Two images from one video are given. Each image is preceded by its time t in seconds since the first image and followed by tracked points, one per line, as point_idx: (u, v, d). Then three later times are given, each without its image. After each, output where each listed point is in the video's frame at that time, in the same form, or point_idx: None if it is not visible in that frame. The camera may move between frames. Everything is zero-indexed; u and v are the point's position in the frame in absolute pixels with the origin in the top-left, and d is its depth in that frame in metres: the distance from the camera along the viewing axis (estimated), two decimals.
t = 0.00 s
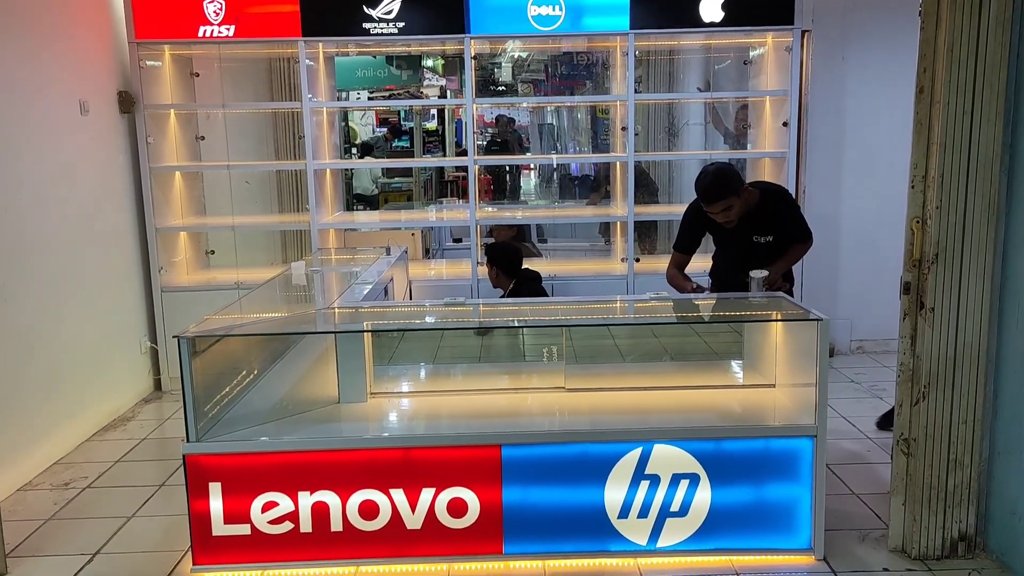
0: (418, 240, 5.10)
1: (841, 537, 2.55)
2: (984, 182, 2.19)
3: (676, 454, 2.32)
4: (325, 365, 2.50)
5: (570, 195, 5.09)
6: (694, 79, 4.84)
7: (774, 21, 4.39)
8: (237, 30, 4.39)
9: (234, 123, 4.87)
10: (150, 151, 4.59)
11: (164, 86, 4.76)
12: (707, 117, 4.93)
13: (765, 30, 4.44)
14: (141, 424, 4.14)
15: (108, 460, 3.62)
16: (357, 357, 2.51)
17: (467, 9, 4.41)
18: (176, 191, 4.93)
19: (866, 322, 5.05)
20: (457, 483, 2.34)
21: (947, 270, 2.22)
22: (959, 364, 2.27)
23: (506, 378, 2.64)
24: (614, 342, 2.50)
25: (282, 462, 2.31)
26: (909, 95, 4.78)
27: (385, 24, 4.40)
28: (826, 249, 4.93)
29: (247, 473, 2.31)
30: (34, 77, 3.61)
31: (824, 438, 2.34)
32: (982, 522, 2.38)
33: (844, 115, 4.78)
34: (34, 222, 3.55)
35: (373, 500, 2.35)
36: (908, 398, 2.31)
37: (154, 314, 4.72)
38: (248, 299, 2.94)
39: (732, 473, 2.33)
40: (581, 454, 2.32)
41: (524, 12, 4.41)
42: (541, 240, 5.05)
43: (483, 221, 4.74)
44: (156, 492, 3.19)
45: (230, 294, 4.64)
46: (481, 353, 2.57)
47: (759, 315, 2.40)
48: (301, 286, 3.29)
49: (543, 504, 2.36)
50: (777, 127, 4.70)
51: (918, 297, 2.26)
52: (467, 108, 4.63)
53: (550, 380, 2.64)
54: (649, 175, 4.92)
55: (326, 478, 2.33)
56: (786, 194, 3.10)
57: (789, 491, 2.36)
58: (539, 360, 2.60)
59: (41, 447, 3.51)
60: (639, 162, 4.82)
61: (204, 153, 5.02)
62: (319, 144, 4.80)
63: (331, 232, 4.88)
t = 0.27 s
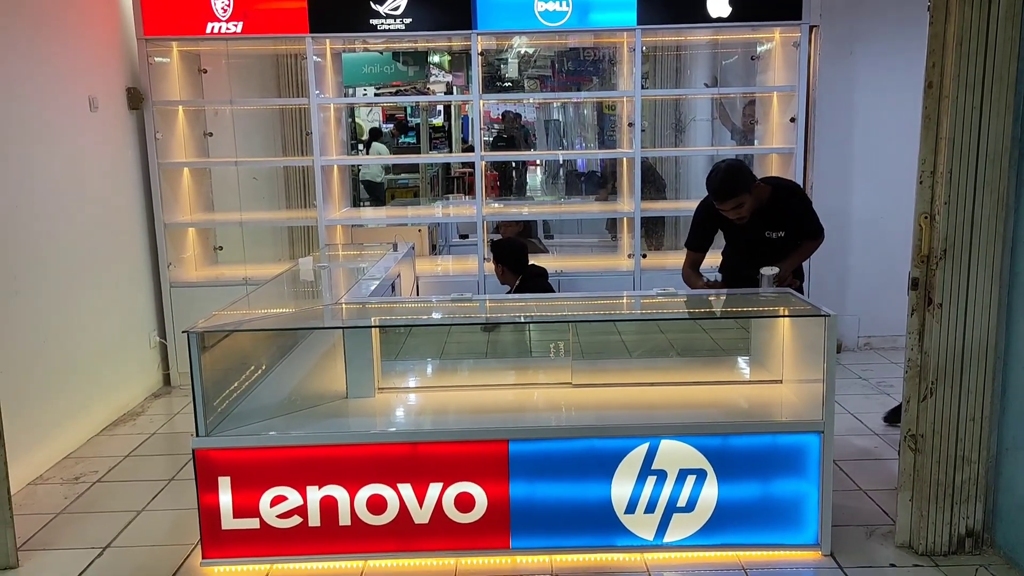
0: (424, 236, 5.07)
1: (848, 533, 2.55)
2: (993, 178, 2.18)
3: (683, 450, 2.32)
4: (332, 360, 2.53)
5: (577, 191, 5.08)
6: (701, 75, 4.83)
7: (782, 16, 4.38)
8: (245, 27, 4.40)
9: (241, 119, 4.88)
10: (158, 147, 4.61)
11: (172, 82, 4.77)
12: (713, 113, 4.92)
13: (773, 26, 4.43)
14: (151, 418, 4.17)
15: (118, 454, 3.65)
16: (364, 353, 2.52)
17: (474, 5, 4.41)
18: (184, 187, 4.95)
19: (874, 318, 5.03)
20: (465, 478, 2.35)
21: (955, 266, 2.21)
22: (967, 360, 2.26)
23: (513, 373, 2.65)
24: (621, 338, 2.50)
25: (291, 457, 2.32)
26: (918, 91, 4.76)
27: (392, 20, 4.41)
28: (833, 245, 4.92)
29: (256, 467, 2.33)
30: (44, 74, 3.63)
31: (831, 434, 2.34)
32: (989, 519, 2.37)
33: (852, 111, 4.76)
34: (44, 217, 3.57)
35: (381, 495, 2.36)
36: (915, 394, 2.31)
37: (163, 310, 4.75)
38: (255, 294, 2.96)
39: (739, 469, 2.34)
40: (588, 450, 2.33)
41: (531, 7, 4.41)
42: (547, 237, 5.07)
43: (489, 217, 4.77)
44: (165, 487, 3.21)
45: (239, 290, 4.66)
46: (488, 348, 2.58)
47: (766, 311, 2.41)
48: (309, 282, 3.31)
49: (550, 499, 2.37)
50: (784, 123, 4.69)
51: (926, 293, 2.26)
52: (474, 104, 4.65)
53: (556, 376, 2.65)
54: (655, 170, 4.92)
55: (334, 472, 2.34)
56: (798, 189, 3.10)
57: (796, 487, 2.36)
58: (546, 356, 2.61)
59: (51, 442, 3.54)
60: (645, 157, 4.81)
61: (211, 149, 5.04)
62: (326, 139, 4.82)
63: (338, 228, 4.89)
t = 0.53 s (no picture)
0: (432, 232, 5.10)
1: (857, 531, 2.54)
2: (1005, 174, 2.17)
3: (692, 446, 2.32)
4: (342, 356, 2.53)
5: (585, 187, 5.08)
6: (710, 71, 4.82)
7: (792, 12, 4.36)
8: (255, 23, 4.41)
9: (251, 115, 4.89)
10: (168, 143, 4.62)
11: (181, 79, 4.79)
12: (722, 109, 4.91)
13: (784, 21, 4.41)
14: (161, 413, 4.19)
15: (128, 449, 3.67)
16: (374, 349, 2.53)
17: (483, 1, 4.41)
18: (193, 183, 4.96)
19: (883, 315, 5.01)
20: (474, 474, 2.35)
21: (967, 263, 2.20)
22: (978, 357, 2.26)
23: (521, 369, 2.66)
24: (630, 334, 2.50)
25: (301, 452, 2.33)
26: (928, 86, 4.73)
27: (401, 16, 4.41)
28: (842, 241, 4.90)
29: (267, 462, 2.34)
30: (55, 70, 3.64)
31: (841, 431, 2.33)
32: (1000, 517, 2.37)
33: (863, 107, 4.74)
34: (55, 213, 3.59)
35: (391, 490, 2.37)
36: (926, 391, 2.30)
37: (173, 306, 4.77)
38: (265, 290, 2.97)
39: (749, 466, 2.33)
40: (597, 446, 2.33)
41: (540, 3, 4.40)
42: (555, 233, 5.05)
43: (498, 214, 4.77)
44: (175, 481, 3.23)
45: (248, 286, 4.68)
46: (496, 345, 2.58)
47: (776, 308, 2.39)
48: (318, 277, 3.32)
49: (559, 495, 2.37)
50: (794, 119, 4.67)
51: (938, 290, 2.25)
52: (483, 100, 4.66)
53: (565, 372, 2.65)
54: (664, 166, 4.91)
55: (344, 467, 2.35)
56: (812, 184, 3.08)
57: (805, 484, 2.35)
58: (555, 352, 2.61)
59: (63, 436, 3.56)
60: (654, 154, 4.80)
61: (221, 145, 5.05)
62: (335, 136, 4.83)
63: (347, 224, 4.90)
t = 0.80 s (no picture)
0: (441, 230, 5.11)
1: (867, 530, 2.54)
2: (1018, 173, 2.16)
3: (701, 445, 2.32)
4: (351, 353, 2.54)
5: (593, 186, 5.08)
6: (720, 70, 4.82)
7: (803, 11, 4.35)
8: (265, 22, 4.43)
9: (261, 114, 4.92)
10: (179, 141, 4.65)
11: (192, 77, 4.81)
12: (732, 108, 4.90)
13: (794, 20, 4.40)
14: (171, 410, 4.22)
15: (139, 445, 3.69)
16: (383, 346, 2.53)
17: None
18: (204, 181, 4.99)
19: (893, 314, 5.00)
20: (483, 471, 2.36)
21: (979, 262, 2.19)
22: (989, 357, 2.25)
23: (529, 367, 2.66)
24: (639, 333, 2.50)
25: (310, 448, 2.34)
26: (939, 85, 4.71)
27: (411, 15, 4.41)
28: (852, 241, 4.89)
29: (277, 458, 2.35)
30: (67, 68, 3.67)
31: (851, 431, 2.32)
32: (1010, 517, 2.36)
33: (873, 106, 4.72)
34: (67, 210, 3.61)
35: (400, 487, 2.37)
36: (936, 391, 2.28)
37: (183, 303, 4.80)
38: (275, 287, 2.98)
39: (758, 465, 2.33)
40: (606, 444, 2.33)
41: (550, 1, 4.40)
42: (563, 232, 5.08)
43: (506, 211, 4.75)
44: (185, 478, 3.24)
45: (258, 283, 4.70)
46: (505, 343, 2.58)
47: (786, 307, 2.39)
48: (327, 275, 3.33)
49: (568, 493, 2.37)
50: (804, 118, 4.66)
51: (949, 290, 2.24)
52: (492, 98, 4.65)
53: (573, 370, 2.65)
54: (673, 164, 4.91)
55: (353, 464, 2.35)
56: (824, 184, 3.07)
57: (815, 483, 2.35)
58: (563, 351, 2.61)
59: (74, 432, 3.59)
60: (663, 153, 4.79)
61: (231, 143, 5.07)
62: (344, 134, 4.84)
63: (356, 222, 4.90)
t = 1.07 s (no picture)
0: (448, 232, 5.09)
1: (875, 535, 2.52)
2: None
3: (708, 448, 2.31)
4: (358, 355, 2.55)
5: (600, 187, 5.07)
6: (728, 72, 4.81)
7: (812, 13, 4.33)
8: (274, 23, 4.44)
9: (269, 115, 4.93)
10: (188, 142, 4.67)
11: (201, 78, 4.83)
12: (740, 110, 4.89)
13: (804, 22, 4.38)
14: (178, 410, 4.23)
15: (146, 445, 3.71)
16: (390, 347, 2.55)
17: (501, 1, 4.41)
18: (212, 182, 5.01)
19: (901, 318, 4.98)
20: (490, 474, 2.36)
21: (988, 267, 2.18)
22: (998, 362, 2.23)
23: (536, 369, 2.66)
24: (646, 335, 2.49)
25: (317, 450, 2.34)
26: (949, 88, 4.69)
27: (419, 17, 4.42)
28: (860, 243, 4.87)
29: (284, 459, 2.35)
30: (77, 70, 3.69)
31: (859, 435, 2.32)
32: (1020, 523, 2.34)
33: (882, 108, 4.70)
34: (76, 211, 3.63)
35: (407, 489, 2.37)
36: (945, 396, 2.27)
37: (191, 303, 4.81)
38: (283, 288, 2.99)
39: (766, 468, 2.32)
40: (613, 447, 2.33)
41: (558, 3, 4.40)
42: (571, 234, 5.06)
43: (514, 214, 4.77)
44: (193, 477, 3.26)
45: (266, 284, 4.71)
46: (511, 345, 2.58)
47: (794, 311, 2.38)
48: (334, 276, 3.34)
49: (574, 495, 2.37)
50: (813, 120, 4.64)
51: (958, 294, 2.23)
52: (500, 99, 4.66)
53: (580, 372, 2.65)
54: (681, 167, 4.90)
55: (361, 466, 2.36)
56: (829, 187, 3.05)
57: (823, 488, 2.34)
58: (570, 353, 2.62)
59: (82, 431, 3.60)
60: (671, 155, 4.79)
61: (240, 144, 5.09)
62: (353, 135, 4.85)
63: (364, 222, 4.92)
